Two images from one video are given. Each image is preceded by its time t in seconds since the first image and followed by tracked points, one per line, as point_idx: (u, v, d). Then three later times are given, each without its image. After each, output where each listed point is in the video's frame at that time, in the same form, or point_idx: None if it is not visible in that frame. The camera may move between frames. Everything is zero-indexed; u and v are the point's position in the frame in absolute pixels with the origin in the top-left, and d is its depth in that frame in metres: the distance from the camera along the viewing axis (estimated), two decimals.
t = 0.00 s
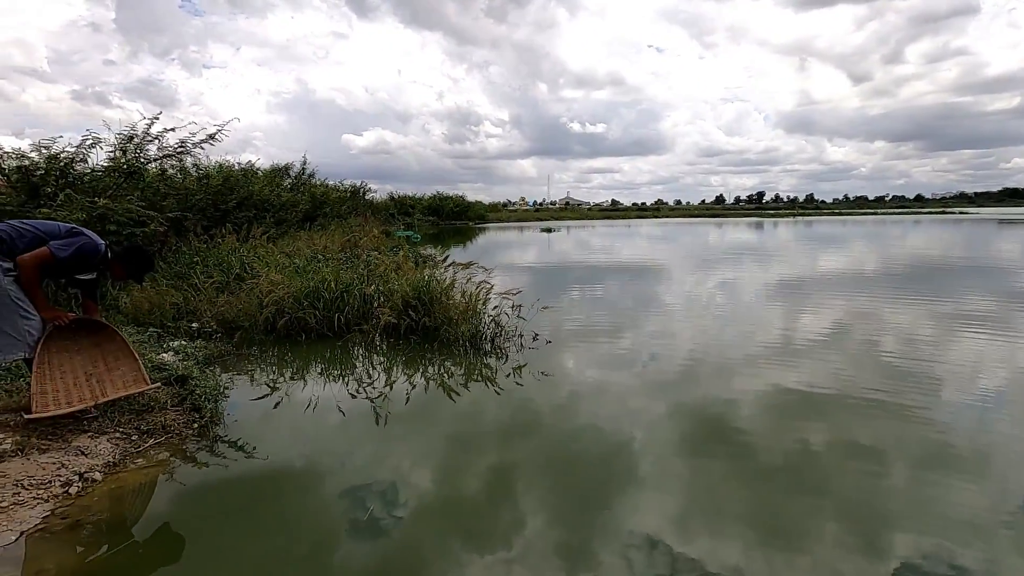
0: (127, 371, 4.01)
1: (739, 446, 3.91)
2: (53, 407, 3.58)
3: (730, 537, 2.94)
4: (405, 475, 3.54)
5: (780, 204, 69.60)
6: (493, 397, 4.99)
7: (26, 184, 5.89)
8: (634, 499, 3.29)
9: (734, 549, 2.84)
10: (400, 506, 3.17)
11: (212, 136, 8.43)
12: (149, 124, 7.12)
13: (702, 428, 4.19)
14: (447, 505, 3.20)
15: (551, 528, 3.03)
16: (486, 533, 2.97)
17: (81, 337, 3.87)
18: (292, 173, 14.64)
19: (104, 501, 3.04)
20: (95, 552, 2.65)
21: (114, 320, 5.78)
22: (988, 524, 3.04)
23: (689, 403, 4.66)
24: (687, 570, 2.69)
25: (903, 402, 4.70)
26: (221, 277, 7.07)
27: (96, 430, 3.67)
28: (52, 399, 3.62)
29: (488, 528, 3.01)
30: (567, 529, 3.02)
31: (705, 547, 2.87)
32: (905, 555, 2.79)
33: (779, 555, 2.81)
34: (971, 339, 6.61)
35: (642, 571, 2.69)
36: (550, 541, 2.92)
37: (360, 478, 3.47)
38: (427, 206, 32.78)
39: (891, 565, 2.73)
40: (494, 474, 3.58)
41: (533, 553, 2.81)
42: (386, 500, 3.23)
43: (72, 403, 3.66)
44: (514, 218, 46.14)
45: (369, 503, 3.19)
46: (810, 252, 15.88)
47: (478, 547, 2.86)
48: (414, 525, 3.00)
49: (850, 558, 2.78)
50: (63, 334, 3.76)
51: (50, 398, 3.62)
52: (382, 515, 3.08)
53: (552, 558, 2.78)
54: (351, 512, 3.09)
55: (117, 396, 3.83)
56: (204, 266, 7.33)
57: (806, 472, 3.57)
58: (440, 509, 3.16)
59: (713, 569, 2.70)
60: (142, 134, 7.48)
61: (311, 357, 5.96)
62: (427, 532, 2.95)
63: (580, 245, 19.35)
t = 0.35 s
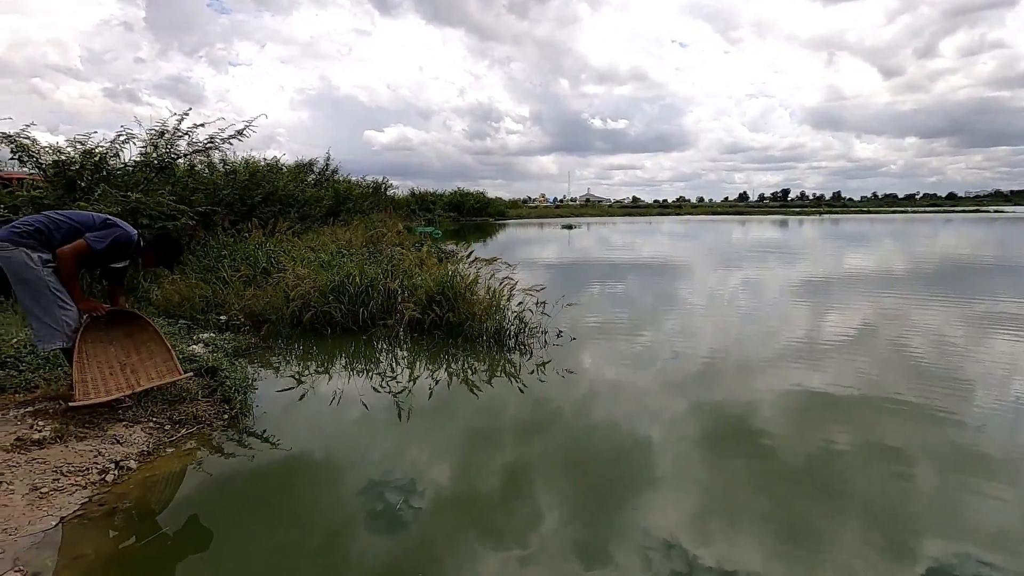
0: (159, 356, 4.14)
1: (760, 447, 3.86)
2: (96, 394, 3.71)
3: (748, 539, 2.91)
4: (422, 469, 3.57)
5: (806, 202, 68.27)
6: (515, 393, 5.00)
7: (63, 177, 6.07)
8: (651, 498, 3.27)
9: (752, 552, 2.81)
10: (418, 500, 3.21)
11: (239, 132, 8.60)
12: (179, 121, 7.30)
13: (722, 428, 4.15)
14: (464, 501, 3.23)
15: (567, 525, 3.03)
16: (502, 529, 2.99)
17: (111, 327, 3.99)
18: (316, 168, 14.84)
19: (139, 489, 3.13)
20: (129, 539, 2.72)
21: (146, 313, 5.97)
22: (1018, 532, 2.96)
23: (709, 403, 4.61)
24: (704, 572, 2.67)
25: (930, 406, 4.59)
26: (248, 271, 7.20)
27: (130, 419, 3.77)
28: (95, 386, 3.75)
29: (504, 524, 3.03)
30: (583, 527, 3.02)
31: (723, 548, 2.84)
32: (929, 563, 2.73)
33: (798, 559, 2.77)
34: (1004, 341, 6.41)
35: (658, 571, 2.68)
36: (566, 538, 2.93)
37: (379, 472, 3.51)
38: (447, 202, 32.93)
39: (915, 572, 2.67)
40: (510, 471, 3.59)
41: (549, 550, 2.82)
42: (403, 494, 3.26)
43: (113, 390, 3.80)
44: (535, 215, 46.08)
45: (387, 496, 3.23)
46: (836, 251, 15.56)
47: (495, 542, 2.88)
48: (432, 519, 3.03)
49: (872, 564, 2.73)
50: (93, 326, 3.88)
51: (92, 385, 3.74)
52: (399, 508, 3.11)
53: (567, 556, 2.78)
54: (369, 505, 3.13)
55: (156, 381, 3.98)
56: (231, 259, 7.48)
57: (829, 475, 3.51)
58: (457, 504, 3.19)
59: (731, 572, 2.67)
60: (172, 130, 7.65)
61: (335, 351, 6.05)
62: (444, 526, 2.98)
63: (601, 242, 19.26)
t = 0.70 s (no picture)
0: (185, 356, 4.24)
1: (777, 447, 3.84)
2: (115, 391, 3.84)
3: (763, 540, 2.90)
4: (437, 464, 3.61)
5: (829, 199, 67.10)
6: (536, 389, 5.02)
7: (93, 171, 6.23)
8: (665, 497, 3.28)
9: (766, 553, 2.81)
10: (433, 494, 3.25)
11: (264, 126, 8.74)
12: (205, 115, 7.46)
13: (740, 428, 4.12)
14: (478, 495, 3.27)
15: (580, 521, 3.06)
16: (515, 524, 3.02)
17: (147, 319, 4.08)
18: (337, 163, 14.99)
19: (170, 480, 3.21)
20: (160, 528, 2.80)
21: (175, 305, 6.13)
22: None
23: (726, 402, 4.59)
24: (717, 572, 2.67)
25: (953, 409, 4.50)
26: (273, 264, 7.33)
27: (162, 409, 3.87)
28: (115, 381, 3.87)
29: (517, 519, 3.06)
30: (596, 523, 3.04)
31: (737, 549, 2.84)
32: (949, 569, 2.70)
33: (814, 561, 2.76)
34: None
35: (671, 570, 2.69)
36: (579, 534, 2.95)
37: (395, 465, 3.57)
38: (465, 197, 33.01)
39: None
40: (524, 467, 3.62)
41: (562, 546, 2.85)
42: (418, 487, 3.31)
43: (133, 387, 3.93)
44: (553, 211, 45.99)
45: (402, 489, 3.28)
46: (859, 249, 15.29)
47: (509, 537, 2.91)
48: (446, 512, 3.08)
49: (889, 568, 2.71)
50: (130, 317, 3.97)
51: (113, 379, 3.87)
52: (415, 502, 3.16)
53: (580, 552, 2.80)
54: (384, 498, 3.18)
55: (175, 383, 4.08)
56: (256, 252, 7.61)
57: (846, 477, 3.48)
58: (472, 498, 3.23)
59: (744, 572, 2.67)
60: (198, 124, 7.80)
61: (358, 344, 6.13)
62: (459, 520, 3.02)
63: (618, 238, 19.16)
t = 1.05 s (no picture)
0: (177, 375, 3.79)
1: (796, 447, 3.80)
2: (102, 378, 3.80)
3: (780, 541, 2.87)
4: (451, 458, 3.63)
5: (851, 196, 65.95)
6: (558, 387, 5.00)
7: (120, 166, 6.35)
8: (680, 495, 3.26)
9: (784, 554, 2.78)
10: (447, 487, 3.27)
11: (286, 120, 8.84)
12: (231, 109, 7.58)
13: (757, 428, 4.08)
14: (492, 490, 3.28)
15: (594, 519, 3.05)
16: (529, 519, 3.03)
17: (168, 324, 3.79)
18: (356, 158, 15.10)
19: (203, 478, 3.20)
20: (192, 527, 2.79)
21: (201, 299, 6.23)
22: None
23: (744, 401, 4.55)
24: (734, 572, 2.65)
25: (979, 411, 4.41)
26: (297, 258, 7.40)
27: (192, 405, 3.90)
28: (109, 369, 3.81)
29: (531, 514, 3.07)
30: (610, 521, 3.03)
31: (753, 548, 2.82)
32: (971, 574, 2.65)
33: (832, 563, 2.73)
34: None
35: (686, 568, 2.67)
36: (593, 531, 2.94)
37: (410, 459, 3.60)
38: (482, 193, 33.04)
39: None
40: (538, 462, 3.63)
41: (576, 542, 2.85)
42: (433, 481, 3.34)
43: (119, 383, 3.79)
44: (570, 207, 45.83)
45: (416, 483, 3.30)
46: (881, 247, 15.01)
47: (523, 532, 2.92)
48: (461, 507, 3.10)
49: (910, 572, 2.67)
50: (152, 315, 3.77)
51: (107, 367, 3.81)
52: (429, 495, 3.18)
53: (595, 549, 2.80)
54: (399, 491, 3.21)
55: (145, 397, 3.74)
56: (279, 247, 7.69)
57: (866, 479, 3.43)
58: (485, 493, 3.24)
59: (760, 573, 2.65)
60: (223, 118, 7.92)
61: (382, 339, 6.17)
62: (473, 514, 3.04)
63: (635, 235, 19.04)
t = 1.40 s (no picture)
0: (158, 369, 3.61)
1: (810, 447, 3.75)
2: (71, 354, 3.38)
3: (794, 541, 2.84)
4: (461, 454, 3.63)
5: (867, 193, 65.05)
6: (578, 387, 4.94)
7: (141, 163, 6.44)
8: (692, 494, 3.23)
9: (797, 555, 2.74)
10: (457, 483, 3.27)
11: (303, 117, 8.89)
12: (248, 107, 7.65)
13: (769, 427, 4.04)
14: (501, 486, 3.28)
15: (604, 516, 3.04)
16: (538, 515, 3.02)
17: (156, 315, 3.64)
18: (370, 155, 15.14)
19: (232, 477, 3.14)
20: (221, 527, 2.72)
21: (220, 296, 6.28)
22: None
23: (758, 400, 4.50)
24: (746, 572, 2.63)
25: (998, 412, 4.32)
26: (315, 256, 7.43)
27: (217, 404, 3.83)
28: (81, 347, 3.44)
29: (540, 510, 3.07)
30: (620, 519, 3.01)
31: (766, 548, 2.79)
32: None
33: (846, 565, 2.69)
34: None
35: (697, 568, 2.65)
36: (602, 529, 2.93)
37: (420, 454, 3.60)
38: (494, 190, 33.03)
39: None
40: (548, 459, 3.62)
41: (584, 539, 2.84)
42: (442, 476, 3.34)
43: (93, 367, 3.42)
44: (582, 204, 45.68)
45: (426, 478, 3.31)
46: (899, 245, 14.79)
47: (530, 528, 2.92)
48: (470, 502, 3.10)
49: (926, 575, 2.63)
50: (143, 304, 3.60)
51: (79, 344, 3.44)
52: (438, 491, 3.18)
53: (603, 546, 2.79)
54: (408, 486, 3.21)
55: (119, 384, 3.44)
56: (297, 244, 7.72)
57: (882, 479, 3.38)
58: (494, 489, 3.24)
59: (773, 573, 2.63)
60: (241, 115, 7.99)
61: (399, 337, 6.18)
62: (482, 510, 3.04)
63: (648, 232, 18.93)
